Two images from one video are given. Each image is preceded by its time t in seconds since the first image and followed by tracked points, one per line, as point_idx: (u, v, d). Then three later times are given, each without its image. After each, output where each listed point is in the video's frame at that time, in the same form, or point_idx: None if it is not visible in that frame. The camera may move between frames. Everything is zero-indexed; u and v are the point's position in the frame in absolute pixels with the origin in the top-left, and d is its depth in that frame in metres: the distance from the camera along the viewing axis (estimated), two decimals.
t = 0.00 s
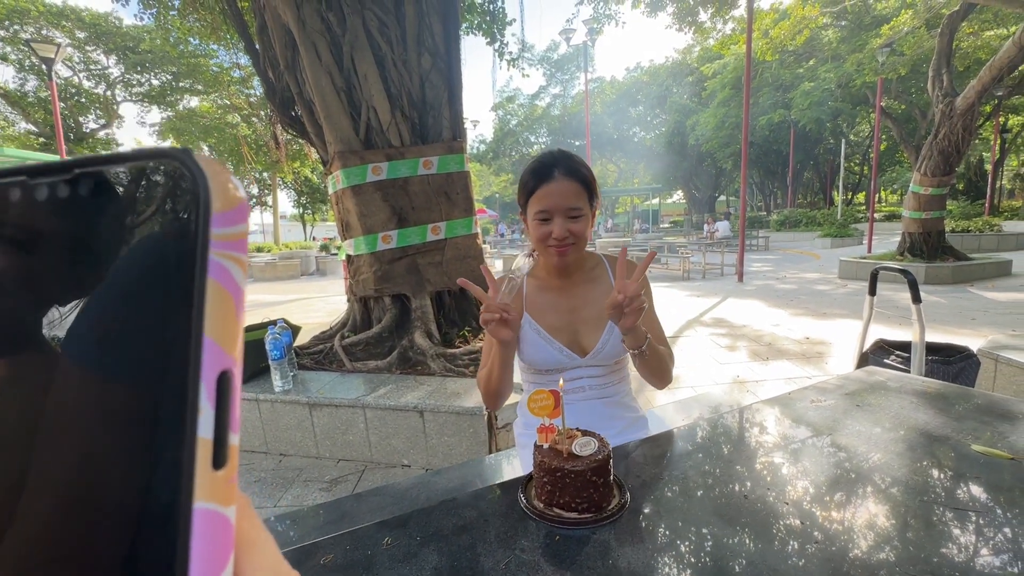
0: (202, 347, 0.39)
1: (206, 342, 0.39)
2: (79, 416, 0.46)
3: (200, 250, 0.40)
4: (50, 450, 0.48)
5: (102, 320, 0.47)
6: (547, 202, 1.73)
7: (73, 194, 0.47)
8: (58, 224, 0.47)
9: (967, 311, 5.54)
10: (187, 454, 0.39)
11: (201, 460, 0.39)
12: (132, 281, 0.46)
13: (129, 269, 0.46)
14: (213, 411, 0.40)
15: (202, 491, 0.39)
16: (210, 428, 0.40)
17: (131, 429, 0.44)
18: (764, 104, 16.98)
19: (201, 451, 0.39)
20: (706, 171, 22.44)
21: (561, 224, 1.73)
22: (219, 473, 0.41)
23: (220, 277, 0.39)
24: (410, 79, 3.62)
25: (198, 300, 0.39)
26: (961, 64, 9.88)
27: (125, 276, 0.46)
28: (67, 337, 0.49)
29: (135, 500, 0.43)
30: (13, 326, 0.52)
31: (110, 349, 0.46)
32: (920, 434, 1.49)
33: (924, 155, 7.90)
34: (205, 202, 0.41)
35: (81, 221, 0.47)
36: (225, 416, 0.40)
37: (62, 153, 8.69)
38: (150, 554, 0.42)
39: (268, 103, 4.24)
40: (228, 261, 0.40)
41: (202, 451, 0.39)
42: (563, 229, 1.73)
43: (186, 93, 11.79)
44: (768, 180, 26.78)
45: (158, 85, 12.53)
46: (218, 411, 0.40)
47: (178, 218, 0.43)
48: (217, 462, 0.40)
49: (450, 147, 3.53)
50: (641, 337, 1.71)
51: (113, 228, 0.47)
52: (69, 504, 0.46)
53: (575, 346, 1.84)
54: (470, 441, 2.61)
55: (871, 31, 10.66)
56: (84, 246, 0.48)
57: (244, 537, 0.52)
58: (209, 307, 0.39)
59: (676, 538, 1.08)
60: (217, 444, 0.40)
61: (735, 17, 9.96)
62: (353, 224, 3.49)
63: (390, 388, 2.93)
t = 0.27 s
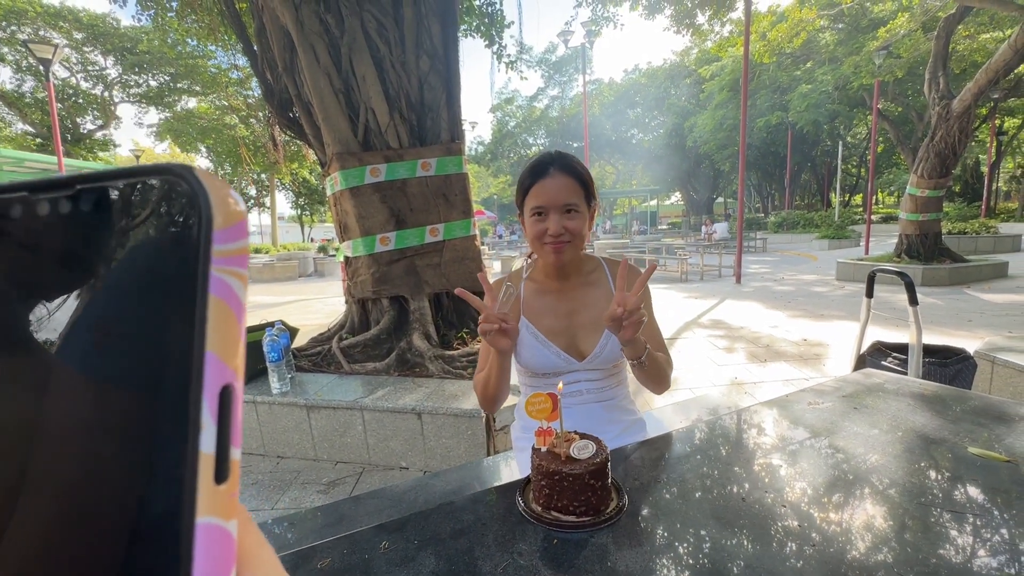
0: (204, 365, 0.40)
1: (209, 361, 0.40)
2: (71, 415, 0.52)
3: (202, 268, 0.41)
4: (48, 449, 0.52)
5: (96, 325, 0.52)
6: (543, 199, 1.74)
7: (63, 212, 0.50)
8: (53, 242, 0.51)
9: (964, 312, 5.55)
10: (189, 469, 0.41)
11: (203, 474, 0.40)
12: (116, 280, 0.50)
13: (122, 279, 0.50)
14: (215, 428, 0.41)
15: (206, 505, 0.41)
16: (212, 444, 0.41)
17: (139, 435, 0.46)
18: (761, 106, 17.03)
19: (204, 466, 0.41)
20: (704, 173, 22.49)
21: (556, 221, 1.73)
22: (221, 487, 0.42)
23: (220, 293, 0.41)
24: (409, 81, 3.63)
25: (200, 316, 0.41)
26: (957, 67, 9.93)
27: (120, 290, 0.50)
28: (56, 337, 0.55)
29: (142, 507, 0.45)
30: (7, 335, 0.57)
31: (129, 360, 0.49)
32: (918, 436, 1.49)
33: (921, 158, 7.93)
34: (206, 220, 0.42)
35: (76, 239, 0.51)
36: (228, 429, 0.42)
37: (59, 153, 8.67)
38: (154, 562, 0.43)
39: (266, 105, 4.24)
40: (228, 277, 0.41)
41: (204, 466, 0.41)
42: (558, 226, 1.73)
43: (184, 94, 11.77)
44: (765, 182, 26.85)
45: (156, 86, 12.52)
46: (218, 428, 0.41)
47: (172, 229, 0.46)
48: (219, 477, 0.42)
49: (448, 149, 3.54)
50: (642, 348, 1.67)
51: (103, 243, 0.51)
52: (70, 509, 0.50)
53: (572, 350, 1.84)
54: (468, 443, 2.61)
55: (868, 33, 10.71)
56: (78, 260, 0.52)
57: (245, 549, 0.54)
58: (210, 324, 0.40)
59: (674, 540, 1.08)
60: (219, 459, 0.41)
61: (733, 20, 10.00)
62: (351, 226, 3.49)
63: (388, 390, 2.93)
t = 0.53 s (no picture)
0: (219, 369, 0.40)
1: (222, 365, 0.40)
2: (65, 417, 0.51)
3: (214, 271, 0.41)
4: (42, 450, 0.51)
5: (90, 324, 0.51)
6: (538, 194, 1.75)
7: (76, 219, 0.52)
8: (59, 243, 0.52)
9: (961, 314, 5.56)
10: (204, 471, 0.41)
11: (217, 476, 0.41)
12: (115, 276, 0.50)
13: (119, 282, 0.50)
14: (229, 430, 0.41)
15: (220, 506, 0.41)
16: (227, 445, 0.41)
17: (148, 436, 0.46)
18: (759, 108, 17.07)
19: (219, 468, 0.41)
20: (702, 174, 22.54)
21: (550, 216, 1.73)
22: (235, 488, 0.42)
23: (233, 298, 0.40)
24: (407, 83, 3.62)
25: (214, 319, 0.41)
26: (954, 69, 9.98)
27: (120, 292, 0.50)
28: (45, 336, 0.54)
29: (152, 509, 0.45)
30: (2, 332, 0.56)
31: (134, 362, 0.48)
32: (915, 437, 1.50)
33: (918, 159, 7.95)
34: (220, 227, 0.42)
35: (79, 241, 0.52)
36: (240, 431, 0.41)
37: (57, 154, 8.65)
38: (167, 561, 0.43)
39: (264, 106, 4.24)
40: (240, 284, 0.41)
41: (219, 468, 0.41)
42: (553, 221, 1.73)
43: (182, 94, 11.76)
44: (763, 183, 26.92)
45: (154, 86, 12.52)
46: (233, 430, 0.41)
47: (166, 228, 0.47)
48: (233, 478, 0.42)
49: (447, 150, 3.54)
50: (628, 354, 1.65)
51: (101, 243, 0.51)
52: (76, 509, 0.49)
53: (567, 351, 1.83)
54: (466, 445, 2.61)
55: (865, 35, 10.76)
56: (75, 256, 0.52)
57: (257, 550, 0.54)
58: (223, 326, 0.40)
59: (673, 541, 1.08)
60: (234, 459, 0.41)
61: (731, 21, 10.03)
62: (349, 227, 3.49)
63: (387, 391, 2.93)
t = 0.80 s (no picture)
0: (209, 362, 0.40)
1: (213, 358, 0.40)
2: (61, 421, 0.51)
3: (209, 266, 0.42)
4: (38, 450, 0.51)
5: (87, 326, 0.51)
6: (538, 190, 1.76)
7: (70, 219, 0.53)
8: (57, 246, 0.53)
9: (958, 314, 5.58)
10: (195, 463, 0.40)
11: (208, 467, 0.40)
12: (109, 274, 0.51)
13: (114, 284, 0.50)
14: (223, 422, 0.41)
15: (211, 497, 0.41)
16: (219, 436, 0.41)
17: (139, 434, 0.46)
18: (757, 109, 17.11)
19: (211, 458, 0.40)
20: (701, 175, 22.57)
21: (551, 211, 1.74)
22: (227, 479, 0.42)
23: (225, 294, 0.42)
24: (406, 84, 3.63)
25: (205, 315, 0.41)
26: (951, 70, 10.02)
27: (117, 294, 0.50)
28: (38, 337, 0.55)
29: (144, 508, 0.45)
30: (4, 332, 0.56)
31: (127, 362, 0.48)
32: (912, 438, 1.50)
33: (915, 160, 7.97)
34: (210, 225, 0.43)
35: (76, 242, 0.53)
36: (233, 422, 0.41)
37: (54, 155, 8.63)
38: (160, 558, 0.43)
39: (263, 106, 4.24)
40: (231, 280, 0.43)
41: (211, 458, 0.40)
42: (553, 216, 1.73)
43: (180, 95, 11.74)
44: (761, 184, 26.99)
45: (152, 87, 12.50)
46: (224, 423, 0.41)
47: (157, 229, 0.48)
48: (225, 470, 0.41)
49: (445, 151, 3.54)
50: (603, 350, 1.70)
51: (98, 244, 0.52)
52: (70, 509, 0.48)
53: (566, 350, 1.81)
54: (465, 445, 2.61)
55: (862, 37, 10.79)
56: (73, 258, 0.53)
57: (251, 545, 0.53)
58: (215, 322, 0.41)
59: (672, 540, 1.08)
60: (226, 452, 0.41)
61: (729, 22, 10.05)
62: (347, 228, 3.48)
63: (385, 392, 2.92)
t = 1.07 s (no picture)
0: (192, 358, 0.41)
1: (195, 353, 0.41)
2: (53, 419, 0.48)
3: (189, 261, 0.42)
4: (29, 451, 0.49)
5: (79, 323, 0.50)
6: (539, 187, 1.76)
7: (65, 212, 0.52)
8: (56, 241, 0.52)
9: (957, 315, 5.59)
10: (177, 460, 0.42)
11: (194, 462, 0.42)
12: (105, 270, 0.50)
13: (105, 280, 0.49)
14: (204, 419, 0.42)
15: (194, 491, 0.42)
16: (202, 432, 0.43)
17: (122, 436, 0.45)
18: (756, 110, 17.14)
19: (193, 454, 0.42)
20: (699, 176, 22.60)
21: (552, 210, 1.74)
22: (210, 474, 0.43)
23: (207, 286, 0.41)
24: (404, 84, 3.63)
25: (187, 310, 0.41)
26: (949, 71, 10.05)
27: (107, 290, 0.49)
28: (33, 336, 0.54)
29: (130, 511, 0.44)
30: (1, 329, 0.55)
31: (111, 362, 0.47)
32: (911, 439, 1.50)
33: (913, 161, 7.99)
34: (193, 218, 0.43)
35: (70, 238, 0.52)
36: (215, 419, 0.43)
37: (52, 156, 8.61)
38: (144, 556, 0.43)
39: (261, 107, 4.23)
40: (215, 274, 0.42)
41: (193, 454, 0.42)
42: (554, 213, 1.74)
43: (179, 96, 11.73)
44: (760, 185, 27.04)
45: (150, 88, 12.49)
46: (207, 417, 0.43)
47: (153, 225, 0.47)
48: (207, 466, 0.43)
49: (444, 152, 3.55)
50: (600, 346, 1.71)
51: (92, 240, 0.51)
52: (54, 517, 0.47)
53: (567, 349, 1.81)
54: (463, 447, 2.60)
55: (860, 38, 10.82)
56: (70, 255, 0.52)
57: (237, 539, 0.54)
58: (198, 316, 0.41)
59: (671, 542, 1.08)
60: (208, 447, 0.43)
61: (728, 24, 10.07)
62: (346, 229, 3.48)
63: (384, 393, 2.92)
